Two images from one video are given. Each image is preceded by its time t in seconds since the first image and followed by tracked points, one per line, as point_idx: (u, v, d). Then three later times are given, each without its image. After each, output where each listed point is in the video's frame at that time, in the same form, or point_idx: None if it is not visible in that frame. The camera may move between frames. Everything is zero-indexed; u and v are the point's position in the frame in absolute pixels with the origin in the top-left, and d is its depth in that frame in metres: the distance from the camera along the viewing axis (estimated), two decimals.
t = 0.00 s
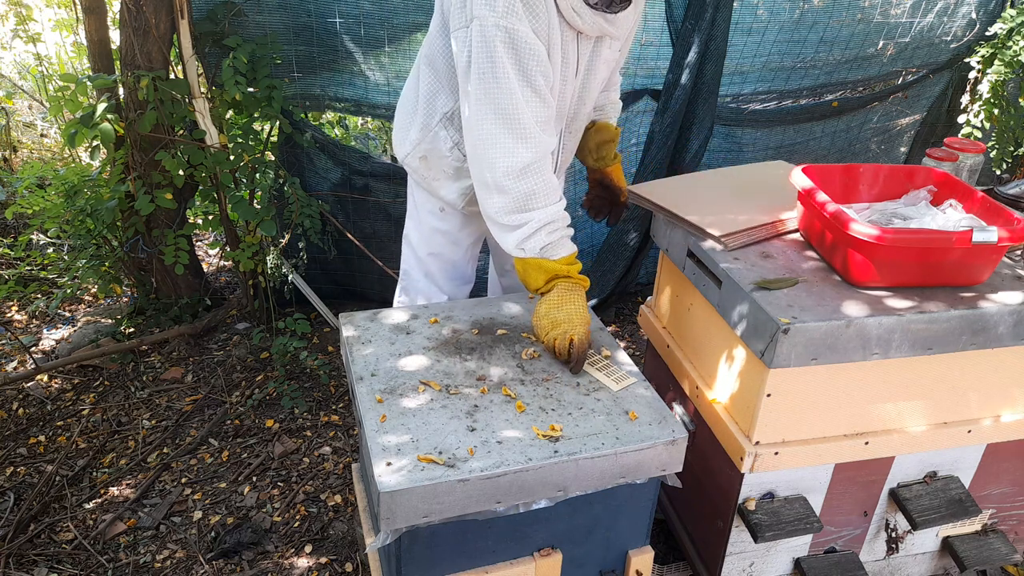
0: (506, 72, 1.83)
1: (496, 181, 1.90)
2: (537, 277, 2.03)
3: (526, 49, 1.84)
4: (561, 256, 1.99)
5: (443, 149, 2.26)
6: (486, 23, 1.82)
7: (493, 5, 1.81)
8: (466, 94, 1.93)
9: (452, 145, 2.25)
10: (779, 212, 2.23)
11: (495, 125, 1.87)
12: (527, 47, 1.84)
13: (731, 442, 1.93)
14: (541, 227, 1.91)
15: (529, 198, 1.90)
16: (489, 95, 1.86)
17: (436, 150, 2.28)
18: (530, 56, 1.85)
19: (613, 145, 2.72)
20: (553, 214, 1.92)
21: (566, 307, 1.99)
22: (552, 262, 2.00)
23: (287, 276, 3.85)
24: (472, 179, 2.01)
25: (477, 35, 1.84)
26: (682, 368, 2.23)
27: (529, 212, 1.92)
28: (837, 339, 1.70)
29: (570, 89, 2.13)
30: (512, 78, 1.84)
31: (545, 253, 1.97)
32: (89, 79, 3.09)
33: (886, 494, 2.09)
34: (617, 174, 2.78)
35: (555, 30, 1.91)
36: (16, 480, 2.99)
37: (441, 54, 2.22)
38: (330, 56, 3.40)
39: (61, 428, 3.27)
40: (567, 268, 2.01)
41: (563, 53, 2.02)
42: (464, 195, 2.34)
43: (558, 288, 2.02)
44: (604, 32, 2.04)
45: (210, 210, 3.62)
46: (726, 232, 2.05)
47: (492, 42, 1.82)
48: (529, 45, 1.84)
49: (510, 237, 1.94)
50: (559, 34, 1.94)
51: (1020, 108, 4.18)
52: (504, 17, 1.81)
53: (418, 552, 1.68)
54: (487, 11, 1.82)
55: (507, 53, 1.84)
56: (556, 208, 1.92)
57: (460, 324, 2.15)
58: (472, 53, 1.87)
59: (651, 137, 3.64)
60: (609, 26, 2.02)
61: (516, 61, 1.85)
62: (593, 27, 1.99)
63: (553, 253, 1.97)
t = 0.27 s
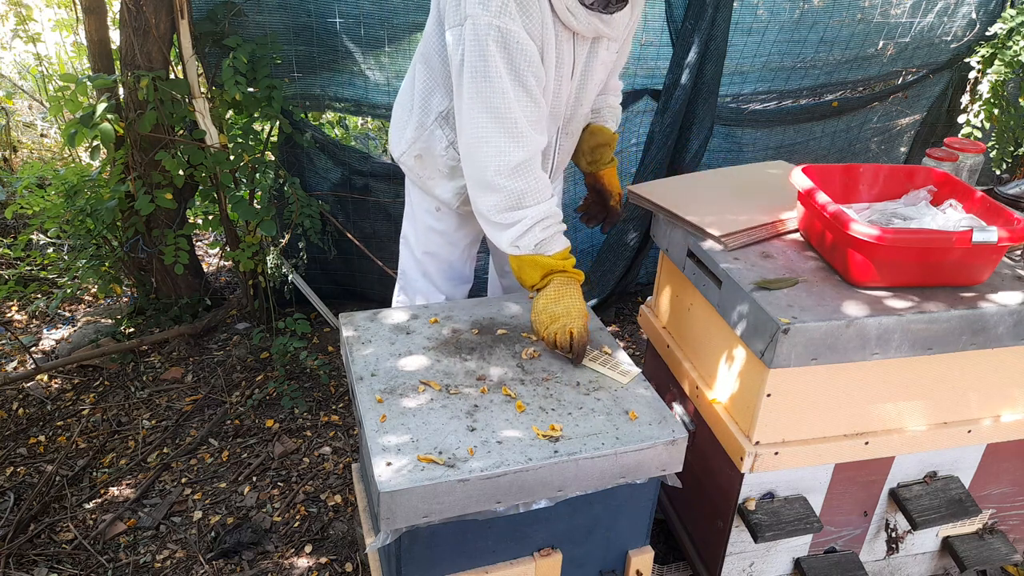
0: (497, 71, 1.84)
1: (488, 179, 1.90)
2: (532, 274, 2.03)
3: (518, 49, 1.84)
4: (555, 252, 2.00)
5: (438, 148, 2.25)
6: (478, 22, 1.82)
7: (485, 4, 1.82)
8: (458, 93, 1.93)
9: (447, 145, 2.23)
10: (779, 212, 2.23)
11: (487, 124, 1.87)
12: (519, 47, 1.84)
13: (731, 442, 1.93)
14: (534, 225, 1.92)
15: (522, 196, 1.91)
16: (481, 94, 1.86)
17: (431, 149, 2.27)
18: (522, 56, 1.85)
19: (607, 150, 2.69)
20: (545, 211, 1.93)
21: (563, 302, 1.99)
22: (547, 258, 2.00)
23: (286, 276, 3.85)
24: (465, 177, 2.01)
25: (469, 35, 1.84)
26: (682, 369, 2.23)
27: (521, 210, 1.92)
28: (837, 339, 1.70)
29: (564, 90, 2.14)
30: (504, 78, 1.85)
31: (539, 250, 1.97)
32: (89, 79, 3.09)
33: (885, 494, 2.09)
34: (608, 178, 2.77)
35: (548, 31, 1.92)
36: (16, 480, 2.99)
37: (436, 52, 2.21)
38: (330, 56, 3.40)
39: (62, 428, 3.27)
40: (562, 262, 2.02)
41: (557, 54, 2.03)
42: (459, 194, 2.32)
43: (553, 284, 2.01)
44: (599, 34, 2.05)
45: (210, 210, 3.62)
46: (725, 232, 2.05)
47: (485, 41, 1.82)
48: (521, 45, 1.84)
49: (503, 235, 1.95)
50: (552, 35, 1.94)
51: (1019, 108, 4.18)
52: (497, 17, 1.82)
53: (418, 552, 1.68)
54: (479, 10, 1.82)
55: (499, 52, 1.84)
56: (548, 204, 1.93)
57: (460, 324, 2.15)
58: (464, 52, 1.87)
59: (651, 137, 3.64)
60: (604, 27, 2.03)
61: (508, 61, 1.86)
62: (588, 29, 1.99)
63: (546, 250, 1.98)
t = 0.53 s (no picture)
0: (496, 79, 1.84)
1: (489, 185, 1.90)
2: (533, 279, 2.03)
3: (516, 56, 1.85)
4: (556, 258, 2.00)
5: (435, 148, 2.25)
6: (475, 29, 1.82)
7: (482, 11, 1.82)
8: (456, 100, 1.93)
9: (444, 145, 2.25)
10: (779, 212, 2.23)
11: (487, 131, 1.87)
12: (517, 55, 1.85)
13: (731, 442, 1.93)
14: (535, 231, 1.92)
15: (522, 203, 1.91)
16: (480, 101, 1.85)
17: (427, 149, 2.27)
18: (520, 64, 1.86)
19: (600, 156, 2.68)
20: (547, 217, 1.92)
21: (564, 304, 1.98)
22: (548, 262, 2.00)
23: (286, 276, 3.85)
24: (463, 182, 2.00)
25: (466, 42, 1.83)
26: (682, 369, 2.23)
27: (522, 216, 1.92)
28: (837, 339, 1.70)
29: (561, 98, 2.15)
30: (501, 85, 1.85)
31: (539, 254, 1.97)
32: (89, 79, 3.09)
33: (886, 494, 2.09)
34: (599, 186, 2.73)
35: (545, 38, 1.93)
36: (16, 480, 2.99)
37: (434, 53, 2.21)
38: (330, 56, 3.40)
39: (62, 428, 3.27)
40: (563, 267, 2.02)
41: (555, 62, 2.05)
42: (454, 194, 2.34)
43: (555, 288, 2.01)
44: (595, 43, 2.07)
45: (210, 210, 3.62)
46: (725, 232, 2.05)
47: (481, 49, 1.82)
48: (519, 53, 1.84)
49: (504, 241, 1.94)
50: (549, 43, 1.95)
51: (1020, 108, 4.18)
52: (495, 24, 1.82)
53: (418, 552, 1.68)
54: (477, 17, 1.82)
55: (497, 59, 1.84)
56: (548, 208, 1.93)
57: (460, 324, 2.15)
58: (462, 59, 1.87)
59: (651, 137, 3.64)
60: (600, 37, 2.05)
61: (506, 68, 1.86)
62: (584, 38, 2.01)
63: (548, 255, 1.98)
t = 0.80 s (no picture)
0: (487, 74, 1.84)
1: (482, 179, 1.91)
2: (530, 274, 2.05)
3: (504, 52, 1.84)
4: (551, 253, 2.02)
5: (423, 142, 2.25)
6: (463, 24, 1.81)
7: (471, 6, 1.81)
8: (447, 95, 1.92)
9: (431, 140, 2.22)
10: (779, 212, 2.23)
11: (479, 127, 1.87)
12: (506, 51, 1.84)
13: (731, 442, 1.93)
14: (530, 224, 1.92)
15: (515, 197, 1.91)
16: (471, 96, 1.86)
17: (416, 142, 2.27)
18: (509, 60, 1.85)
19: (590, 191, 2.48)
20: (541, 211, 1.94)
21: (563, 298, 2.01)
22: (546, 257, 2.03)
23: (286, 276, 3.85)
24: (456, 179, 2.00)
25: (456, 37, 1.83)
26: (682, 369, 2.23)
27: (517, 211, 1.93)
28: (837, 339, 1.70)
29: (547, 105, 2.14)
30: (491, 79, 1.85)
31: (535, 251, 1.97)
32: (89, 79, 3.09)
33: (885, 494, 2.09)
34: (590, 222, 2.42)
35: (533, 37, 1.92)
36: (16, 480, 2.99)
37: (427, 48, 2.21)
38: (330, 56, 3.40)
39: (61, 428, 3.27)
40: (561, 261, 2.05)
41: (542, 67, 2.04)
42: (439, 190, 2.33)
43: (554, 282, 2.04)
44: (582, 51, 2.06)
45: (210, 210, 3.62)
46: (724, 232, 2.05)
47: (471, 44, 1.82)
48: (507, 49, 1.84)
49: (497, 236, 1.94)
50: (537, 43, 1.94)
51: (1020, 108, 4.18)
52: (482, 19, 1.81)
53: (418, 552, 1.68)
54: (465, 12, 1.81)
55: (486, 55, 1.84)
56: (542, 202, 1.94)
57: (460, 324, 2.15)
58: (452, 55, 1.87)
59: (651, 137, 3.64)
60: (588, 45, 2.04)
61: (495, 65, 1.86)
62: (571, 44, 2.00)
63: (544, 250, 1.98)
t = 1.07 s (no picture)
0: (473, 71, 1.86)
1: (472, 172, 1.96)
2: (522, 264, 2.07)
3: (487, 49, 1.85)
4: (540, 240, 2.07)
5: (409, 135, 2.25)
6: (447, 20, 1.82)
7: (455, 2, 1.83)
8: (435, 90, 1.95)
9: (418, 133, 2.24)
10: (779, 212, 2.23)
11: (466, 122, 1.91)
12: (490, 48, 1.85)
13: (731, 443, 1.93)
14: (519, 216, 1.99)
15: (505, 189, 1.97)
16: (458, 91, 1.89)
17: (403, 136, 2.28)
18: (492, 57, 1.87)
19: (610, 236, 2.38)
20: (529, 203, 2.01)
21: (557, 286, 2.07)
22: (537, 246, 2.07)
23: (286, 276, 3.85)
24: (444, 173, 2.04)
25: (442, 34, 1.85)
26: (682, 369, 2.23)
27: (507, 203, 1.99)
28: (837, 339, 1.70)
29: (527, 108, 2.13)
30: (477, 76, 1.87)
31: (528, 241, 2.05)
32: (89, 79, 3.09)
33: (885, 494, 2.09)
34: (616, 269, 2.30)
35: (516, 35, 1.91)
36: (16, 480, 2.99)
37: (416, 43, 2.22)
38: (330, 56, 3.40)
39: (61, 428, 3.27)
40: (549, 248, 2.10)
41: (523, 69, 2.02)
42: (424, 183, 2.32)
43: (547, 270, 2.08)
44: (564, 57, 2.03)
45: (210, 210, 3.62)
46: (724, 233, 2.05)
47: (456, 41, 1.84)
48: (489, 46, 1.85)
49: (488, 228, 2.00)
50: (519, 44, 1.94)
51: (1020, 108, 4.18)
52: (465, 16, 1.83)
53: (418, 552, 1.68)
54: (448, 8, 1.83)
55: (470, 52, 1.86)
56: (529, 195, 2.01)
57: (460, 324, 2.15)
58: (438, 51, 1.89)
59: (651, 137, 3.64)
60: (570, 51, 2.00)
61: (479, 61, 1.87)
62: (552, 49, 1.97)
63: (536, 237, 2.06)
